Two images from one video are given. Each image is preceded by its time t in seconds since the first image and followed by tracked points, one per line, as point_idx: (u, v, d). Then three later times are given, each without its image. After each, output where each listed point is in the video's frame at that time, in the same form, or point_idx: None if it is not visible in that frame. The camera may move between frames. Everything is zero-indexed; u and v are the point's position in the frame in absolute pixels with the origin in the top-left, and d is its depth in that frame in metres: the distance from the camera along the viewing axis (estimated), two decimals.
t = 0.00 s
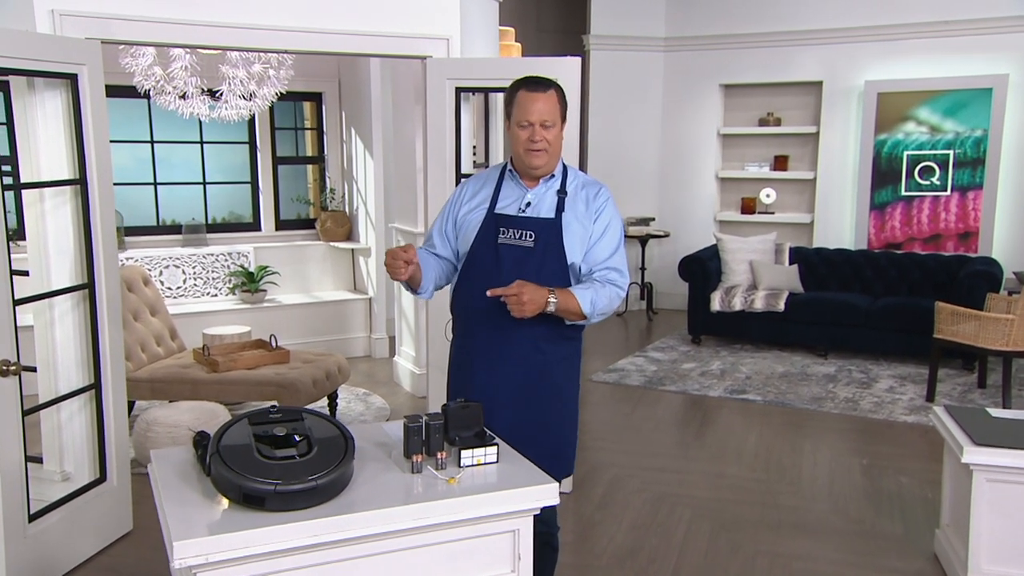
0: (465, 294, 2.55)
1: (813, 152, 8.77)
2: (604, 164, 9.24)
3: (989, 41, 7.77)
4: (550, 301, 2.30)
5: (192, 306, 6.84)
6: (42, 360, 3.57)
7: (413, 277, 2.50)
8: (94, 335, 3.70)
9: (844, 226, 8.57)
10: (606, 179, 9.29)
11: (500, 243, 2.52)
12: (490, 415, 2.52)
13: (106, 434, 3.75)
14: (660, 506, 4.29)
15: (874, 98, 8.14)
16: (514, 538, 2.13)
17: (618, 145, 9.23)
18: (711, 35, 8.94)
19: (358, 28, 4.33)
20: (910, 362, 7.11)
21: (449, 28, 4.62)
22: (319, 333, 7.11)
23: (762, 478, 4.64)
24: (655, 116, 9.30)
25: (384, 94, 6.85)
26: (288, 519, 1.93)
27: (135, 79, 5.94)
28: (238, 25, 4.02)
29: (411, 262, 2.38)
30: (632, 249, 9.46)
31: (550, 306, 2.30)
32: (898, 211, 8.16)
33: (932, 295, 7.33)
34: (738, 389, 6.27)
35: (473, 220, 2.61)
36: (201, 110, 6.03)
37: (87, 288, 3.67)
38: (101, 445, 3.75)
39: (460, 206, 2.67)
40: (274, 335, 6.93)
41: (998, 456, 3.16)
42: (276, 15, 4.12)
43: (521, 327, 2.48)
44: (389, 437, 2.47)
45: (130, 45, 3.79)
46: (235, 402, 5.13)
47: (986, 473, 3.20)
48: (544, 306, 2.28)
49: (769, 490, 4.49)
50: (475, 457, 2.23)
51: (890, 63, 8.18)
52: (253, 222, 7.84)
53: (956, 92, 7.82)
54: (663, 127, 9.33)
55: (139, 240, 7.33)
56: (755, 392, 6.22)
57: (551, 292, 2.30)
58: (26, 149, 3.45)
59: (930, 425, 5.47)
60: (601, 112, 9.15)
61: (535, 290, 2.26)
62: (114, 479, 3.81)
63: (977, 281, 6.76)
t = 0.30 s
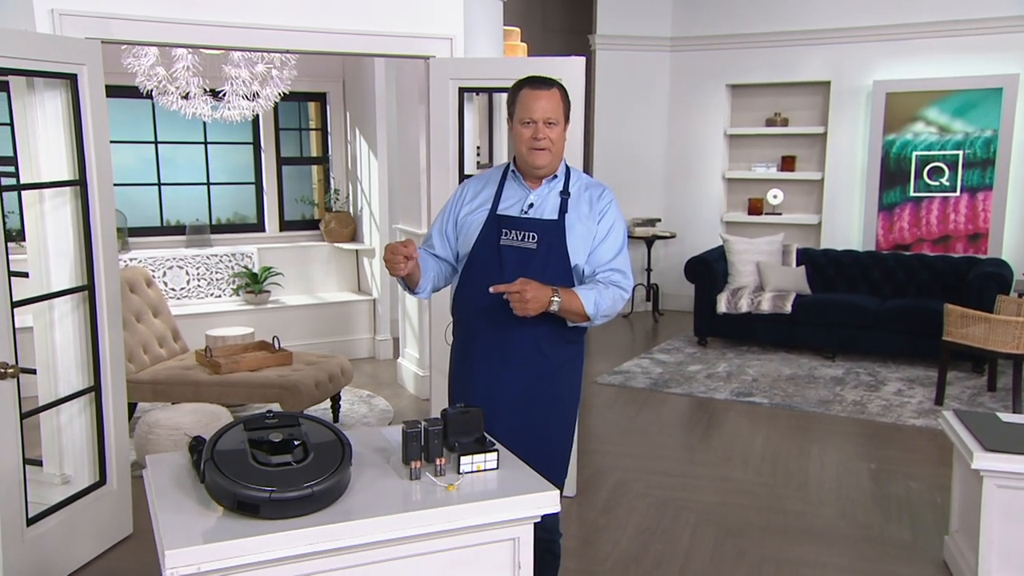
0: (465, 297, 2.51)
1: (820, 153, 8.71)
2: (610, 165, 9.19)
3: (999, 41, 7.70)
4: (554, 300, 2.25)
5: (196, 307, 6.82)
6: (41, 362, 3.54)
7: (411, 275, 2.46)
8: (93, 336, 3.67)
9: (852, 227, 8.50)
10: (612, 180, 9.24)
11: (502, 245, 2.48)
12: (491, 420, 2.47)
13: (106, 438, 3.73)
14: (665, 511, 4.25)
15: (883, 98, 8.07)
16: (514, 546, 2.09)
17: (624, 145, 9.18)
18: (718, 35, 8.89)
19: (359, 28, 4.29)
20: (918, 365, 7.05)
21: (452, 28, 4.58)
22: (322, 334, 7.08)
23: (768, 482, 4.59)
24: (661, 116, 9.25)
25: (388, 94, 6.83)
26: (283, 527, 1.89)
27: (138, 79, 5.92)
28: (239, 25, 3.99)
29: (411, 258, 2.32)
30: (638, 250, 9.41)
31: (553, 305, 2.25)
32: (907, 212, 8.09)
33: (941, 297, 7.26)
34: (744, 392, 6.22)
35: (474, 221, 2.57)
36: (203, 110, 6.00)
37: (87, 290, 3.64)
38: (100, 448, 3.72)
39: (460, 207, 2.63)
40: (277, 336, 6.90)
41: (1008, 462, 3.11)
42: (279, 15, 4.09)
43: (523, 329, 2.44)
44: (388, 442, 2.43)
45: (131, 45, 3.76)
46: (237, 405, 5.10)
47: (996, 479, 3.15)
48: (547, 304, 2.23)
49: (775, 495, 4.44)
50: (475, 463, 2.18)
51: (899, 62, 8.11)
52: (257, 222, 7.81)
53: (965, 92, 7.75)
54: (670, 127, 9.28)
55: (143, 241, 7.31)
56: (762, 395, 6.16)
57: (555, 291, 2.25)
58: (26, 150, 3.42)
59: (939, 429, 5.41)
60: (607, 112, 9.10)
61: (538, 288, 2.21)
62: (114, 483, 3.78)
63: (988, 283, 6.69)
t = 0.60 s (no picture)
0: (464, 300, 2.46)
1: (829, 154, 8.64)
2: (617, 165, 9.13)
3: (1010, 41, 7.62)
4: (554, 302, 2.22)
5: (200, 308, 6.80)
6: (41, 364, 3.52)
7: (410, 279, 2.42)
8: (93, 338, 3.64)
9: (860, 228, 8.43)
10: (618, 181, 9.19)
11: (502, 247, 2.43)
12: (490, 425, 2.43)
13: (106, 442, 3.70)
14: (670, 516, 4.20)
15: (892, 98, 8.00)
16: (514, 555, 2.04)
17: (630, 146, 9.13)
18: (726, 35, 8.83)
19: (362, 28, 4.25)
20: (927, 368, 6.98)
21: (457, 28, 4.54)
22: (326, 336, 7.05)
23: (775, 487, 4.54)
24: (668, 117, 9.19)
25: (392, 94, 6.79)
26: (278, 536, 1.85)
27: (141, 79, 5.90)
28: (240, 25, 3.95)
29: (409, 262, 2.28)
30: (644, 251, 9.36)
31: (553, 307, 2.22)
32: (916, 214, 8.01)
33: (951, 299, 7.19)
34: (751, 395, 6.16)
35: (473, 223, 2.53)
36: (207, 111, 5.97)
37: (87, 291, 3.61)
38: (101, 452, 3.70)
39: (459, 208, 2.58)
40: (281, 338, 6.88)
41: (1020, 469, 3.05)
42: (281, 15, 4.05)
43: (523, 333, 2.40)
44: (387, 448, 2.39)
45: (132, 45, 3.73)
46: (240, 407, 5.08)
47: (1007, 487, 3.10)
48: (547, 307, 2.20)
49: (782, 500, 4.39)
50: (474, 470, 2.14)
51: (908, 62, 8.04)
52: (262, 223, 7.80)
53: (976, 92, 7.68)
54: (677, 128, 9.22)
55: (147, 242, 7.30)
56: (769, 398, 6.10)
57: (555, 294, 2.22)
58: (25, 151, 3.40)
59: (948, 433, 5.35)
60: (613, 112, 9.05)
61: (538, 290, 2.18)
62: (115, 486, 3.76)
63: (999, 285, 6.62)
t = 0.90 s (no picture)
0: (457, 304, 2.43)
1: (836, 155, 8.58)
2: (622, 167, 9.09)
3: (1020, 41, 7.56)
4: (550, 298, 2.17)
5: (202, 310, 6.77)
6: (40, 367, 3.50)
7: (402, 282, 2.37)
8: (92, 341, 3.62)
9: (868, 230, 8.37)
10: (624, 182, 9.13)
11: (495, 250, 2.40)
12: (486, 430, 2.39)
13: (105, 446, 3.68)
14: (674, 521, 4.16)
15: (900, 99, 7.93)
16: (514, 564, 2.00)
17: (636, 147, 9.08)
18: (732, 36, 8.78)
19: (363, 29, 4.22)
20: (935, 371, 6.92)
21: (460, 29, 4.50)
22: (330, 338, 7.02)
23: (780, 493, 4.49)
24: (674, 118, 9.15)
25: (396, 95, 6.76)
26: (271, 546, 1.82)
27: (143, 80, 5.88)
28: (240, 25, 3.92)
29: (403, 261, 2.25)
30: (649, 253, 9.31)
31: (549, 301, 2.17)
32: (924, 216, 7.95)
33: (959, 302, 7.12)
34: (757, 398, 6.11)
35: (466, 226, 2.49)
36: (209, 111, 5.94)
37: (86, 293, 3.59)
38: (100, 456, 3.67)
39: (452, 211, 2.54)
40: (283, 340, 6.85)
41: None
42: (282, 15, 4.02)
43: (518, 336, 2.36)
44: (385, 454, 2.35)
45: (131, 46, 3.71)
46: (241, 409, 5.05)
47: (1017, 495, 3.05)
48: (543, 300, 2.15)
49: (788, 505, 4.34)
50: (473, 478, 2.10)
51: (916, 63, 7.98)
52: (265, 224, 7.77)
53: (985, 93, 7.61)
54: (682, 129, 9.17)
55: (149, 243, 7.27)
56: (775, 401, 6.05)
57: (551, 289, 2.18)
58: (24, 153, 3.37)
59: (955, 437, 5.29)
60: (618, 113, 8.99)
61: (534, 283, 2.14)
62: (114, 490, 3.73)
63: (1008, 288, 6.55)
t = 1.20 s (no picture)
0: (449, 311, 2.38)
1: (843, 156, 8.53)
2: (627, 168, 9.04)
3: None
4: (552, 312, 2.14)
5: (205, 311, 6.75)
6: (39, 370, 3.48)
7: (394, 292, 2.33)
8: (91, 344, 3.59)
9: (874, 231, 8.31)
10: (629, 183, 9.09)
11: (484, 253, 2.34)
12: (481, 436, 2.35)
13: (105, 449, 3.65)
14: (677, 527, 4.12)
15: (907, 99, 7.86)
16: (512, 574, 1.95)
17: (641, 148, 9.03)
18: (738, 36, 8.73)
19: (364, 29, 4.19)
20: (942, 374, 6.86)
21: (462, 29, 4.47)
22: (333, 340, 7.00)
23: (786, 497, 4.45)
24: (679, 118, 9.10)
25: (400, 95, 6.73)
26: (264, 556, 1.78)
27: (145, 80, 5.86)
28: (240, 25, 3.89)
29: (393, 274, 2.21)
30: (654, 254, 9.26)
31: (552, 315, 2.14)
32: (931, 217, 7.89)
33: (966, 304, 7.06)
34: (762, 402, 6.06)
35: (454, 230, 2.44)
36: (210, 112, 5.92)
37: (85, 296, 3.56)
38: (99, 459, 3.65)
39: (439, 215, 2.50)
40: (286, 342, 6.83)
41: None
42: (282, 16, 3.99)
43: (512, 341, 2.32)
44: (383, 461, 2.31)
45: (131, 46, 3.68)
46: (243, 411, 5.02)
47: None
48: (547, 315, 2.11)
49: (793, 511, 4.29)
50: (472, 485, 2.06)
51: (924, 63, 7.92)
52: (268, 225, 7.74)
53: (993, 93, 7.55)
54: (688, 130, 9.13)
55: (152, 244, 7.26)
56: (780, 404, 6.00)
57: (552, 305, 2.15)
58: (22, 154, 3.35)
59: (963, 441, 5.24)
60: (623, 113, 8.94)
61: (538, 300, 2.10)
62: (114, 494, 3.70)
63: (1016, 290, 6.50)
